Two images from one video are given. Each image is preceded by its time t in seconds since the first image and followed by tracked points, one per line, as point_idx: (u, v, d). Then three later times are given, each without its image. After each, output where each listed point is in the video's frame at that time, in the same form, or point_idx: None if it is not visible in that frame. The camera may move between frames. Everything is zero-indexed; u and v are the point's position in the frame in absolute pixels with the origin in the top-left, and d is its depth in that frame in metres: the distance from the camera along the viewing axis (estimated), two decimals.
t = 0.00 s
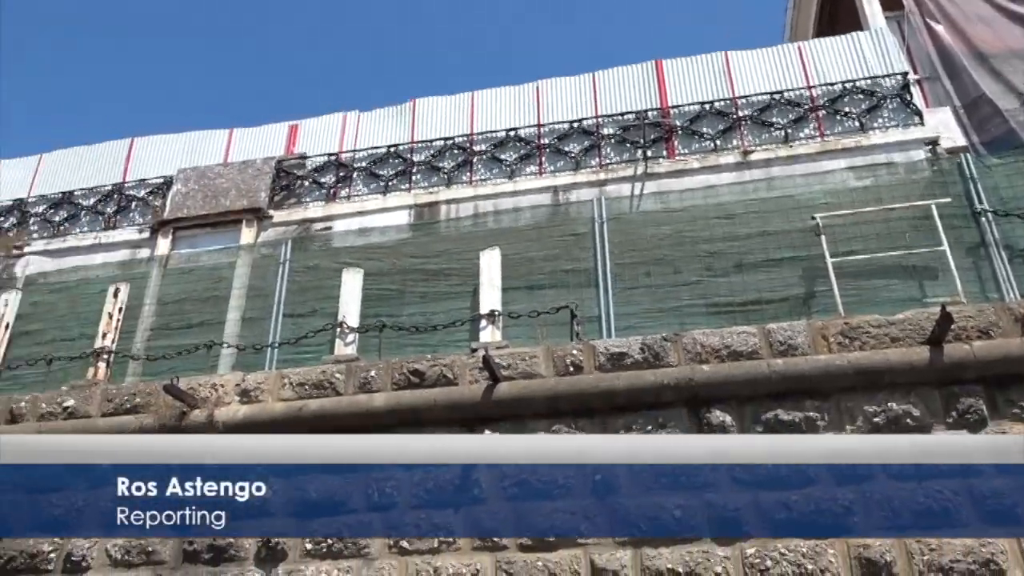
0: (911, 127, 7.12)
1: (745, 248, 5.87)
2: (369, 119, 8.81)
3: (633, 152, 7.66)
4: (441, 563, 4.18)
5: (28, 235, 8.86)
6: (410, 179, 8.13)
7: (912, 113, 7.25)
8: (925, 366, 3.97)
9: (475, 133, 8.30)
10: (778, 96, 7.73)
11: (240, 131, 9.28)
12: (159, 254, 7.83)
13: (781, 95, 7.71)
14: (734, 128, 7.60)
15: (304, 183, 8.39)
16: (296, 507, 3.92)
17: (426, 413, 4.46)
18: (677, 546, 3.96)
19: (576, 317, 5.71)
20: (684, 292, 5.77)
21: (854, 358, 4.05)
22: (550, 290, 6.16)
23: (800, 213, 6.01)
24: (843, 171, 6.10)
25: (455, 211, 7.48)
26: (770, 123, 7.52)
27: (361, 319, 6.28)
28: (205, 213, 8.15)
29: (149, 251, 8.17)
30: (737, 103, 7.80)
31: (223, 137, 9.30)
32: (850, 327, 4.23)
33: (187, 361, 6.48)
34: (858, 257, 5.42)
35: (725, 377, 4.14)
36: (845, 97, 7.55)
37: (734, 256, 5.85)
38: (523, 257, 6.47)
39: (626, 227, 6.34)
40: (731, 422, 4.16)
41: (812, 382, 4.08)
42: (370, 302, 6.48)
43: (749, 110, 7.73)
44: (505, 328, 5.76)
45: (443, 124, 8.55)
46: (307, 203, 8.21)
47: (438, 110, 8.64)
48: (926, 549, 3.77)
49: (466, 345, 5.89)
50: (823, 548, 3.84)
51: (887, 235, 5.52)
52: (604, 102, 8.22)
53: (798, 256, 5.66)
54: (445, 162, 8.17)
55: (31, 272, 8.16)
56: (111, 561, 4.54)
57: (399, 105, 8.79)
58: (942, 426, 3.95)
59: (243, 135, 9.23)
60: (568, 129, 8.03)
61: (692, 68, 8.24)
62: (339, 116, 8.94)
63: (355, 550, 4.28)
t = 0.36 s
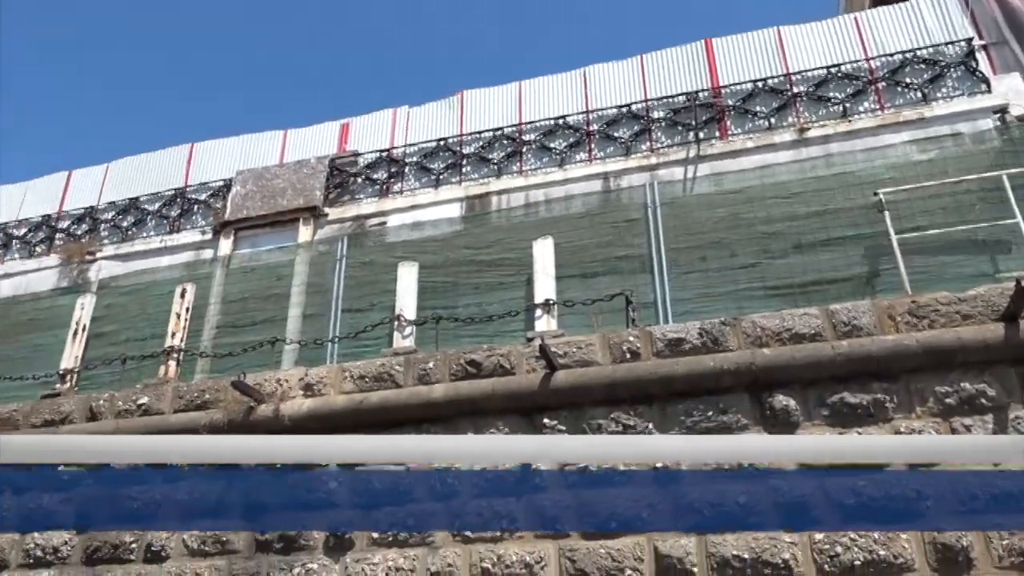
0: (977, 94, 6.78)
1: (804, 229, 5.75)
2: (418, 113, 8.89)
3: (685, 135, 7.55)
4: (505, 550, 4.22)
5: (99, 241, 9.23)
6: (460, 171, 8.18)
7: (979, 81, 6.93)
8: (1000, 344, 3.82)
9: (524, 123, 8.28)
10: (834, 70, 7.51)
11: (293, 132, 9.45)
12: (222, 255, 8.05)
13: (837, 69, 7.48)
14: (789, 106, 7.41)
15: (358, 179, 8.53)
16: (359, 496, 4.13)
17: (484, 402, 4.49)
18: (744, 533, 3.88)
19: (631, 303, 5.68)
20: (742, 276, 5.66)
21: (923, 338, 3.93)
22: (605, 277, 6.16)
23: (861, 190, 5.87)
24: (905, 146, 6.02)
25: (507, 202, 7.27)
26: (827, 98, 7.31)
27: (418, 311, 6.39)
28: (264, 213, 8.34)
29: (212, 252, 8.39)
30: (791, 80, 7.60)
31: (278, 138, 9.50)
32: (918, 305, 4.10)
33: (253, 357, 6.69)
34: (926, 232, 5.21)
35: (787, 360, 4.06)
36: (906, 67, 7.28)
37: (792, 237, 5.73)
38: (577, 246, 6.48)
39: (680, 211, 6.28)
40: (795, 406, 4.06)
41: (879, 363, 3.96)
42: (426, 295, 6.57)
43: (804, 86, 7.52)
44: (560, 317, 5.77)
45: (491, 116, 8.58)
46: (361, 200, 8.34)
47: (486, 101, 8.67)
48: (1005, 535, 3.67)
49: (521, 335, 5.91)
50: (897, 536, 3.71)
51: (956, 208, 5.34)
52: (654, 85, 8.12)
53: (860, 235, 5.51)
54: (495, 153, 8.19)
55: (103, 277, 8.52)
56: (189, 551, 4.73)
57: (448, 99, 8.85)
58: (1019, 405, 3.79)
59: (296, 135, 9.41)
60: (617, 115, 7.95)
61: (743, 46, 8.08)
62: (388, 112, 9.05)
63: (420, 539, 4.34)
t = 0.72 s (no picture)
0: None
1: (866, 203, 5.55)
2: (468, 109, 8.96)
3: (738, 113, 7.35)
4: (570, 541, 4.14)
5: (166, 251, 9.56)
6: (511, 164, 8.17)
7: None
8: None
9: (573, 112, 8.23)
10: (893, 37, 7.21)
11: (345, 135, 9.61)
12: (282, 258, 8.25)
13: (896, 36, 7.18)
14: (846, 77, 7.14)
15: (410, 178, 8.61)
16: (424, 488, 4.55)
17: (544, 394, 4.47)
18: (817, 518, 3.76)
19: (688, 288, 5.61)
20: (803, 255, 5.53)
21: (999, 311, 3.74)
22: (661, 263, 6.08)
23: (927, 160, 5.62)
24: (970, 113, 5.87)
25: (558, 191, 7.35)
26: (886, 66, 7.03)
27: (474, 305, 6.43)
28: (320, 216, 8.50)
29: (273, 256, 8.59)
30: (847, 50, 7.33)
31: (331, 142, 9.68)
32: (992, 278, 3.91)
33: (315, 357, 6.85)
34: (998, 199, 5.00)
35: (853, 340, 3.93)
36: (970, 29, 6.95)
37: (854, 213, 5.55)
38: (632, 232, 6.41)
39: (737, 191, 6.17)
40: (865, 387, 3.94)
41: (951, 339, 3.81)
42: (482, 288, 6.60)
43: (861, 56, 7.26)
44: (617, 305, 5.73)
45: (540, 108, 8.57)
46: (413, 198, 8.42)
47: (534, 93, 8.68)
48: None
49: (578, 325, 5.91)
50: (976, 516, 3.55)
51: None
52: (704, 67, 7.99)
53: (927, 207, 5.25)
54: (545, 144, 8.14)
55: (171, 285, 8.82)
56: (263, 548, 4.87)
57: (496, 93, 8.87)
58: None
59: (348, 137, 9.57)
60: (667, 98, 7.81)
61: (795, 21, 7.87)
62: (438, 110, 9.14)
63: (486, 531, 4.34)
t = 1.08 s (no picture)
0: None
1: (933, 172, 5.35)
2: (515, 99, 8.94)
3: (792, 88, 7.15)
4: (636, 529, 4.11)
5: (229, 256, 9.84)
6: (560, 153, 8.12)
7: None
8: None
9: (621, 97, 8.12)
10: None
11: (396, 133, 9.71)
12: (340, 258, 8.39)
13: None
14: (905, 44, 6.88)
15: (461, 172, 8.64)
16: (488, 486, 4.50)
17: (603, 382, 4.43)
18: (892, 501, 3.65)
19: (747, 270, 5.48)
20: (867, 231, 5.34)
21: None
22: (717, 245, 5.97)
23: (995, 125, 5.39)
24: None
25: (609, 177, 7.38)
26: (948, 30, 6.73)
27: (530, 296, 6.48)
28: (375, 214, 8.62)
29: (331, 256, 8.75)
30: (906, 15, 7.03)
31: (382, 141, 9.79)
32: None
33: (375, 354, 6.94)
34: None
35: (923, 316, 3.79)
36: None
37: (920, 183, 5.34)
38: (686, 215, 6.28)
39: (794, 167, 5.98)
40: (938, 363, 3.80)
41: None
42: (536, 279, 6.60)
43: (921, 20, 6.94)
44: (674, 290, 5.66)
45: (587, 94, 8.49)
46: (465, 192, 8.46)
47: (581, 80, 8.59)
48: None
49: (636, 312, 5.79)
50: None
51: None
52: (754, 42, 7.79)
53: (998, 173, 5.09)
54: (594, 130, 8.07)
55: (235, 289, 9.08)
56: (333, 541, 4.98)
57: (542, 82, 8.82)
58: None
59: (399, 135, 9.67)
60: (717, 76, 7.65)
61: None
62: (485, 103, 9.13)
63: (551, 520, 4.35)
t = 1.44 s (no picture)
0: None
1: (1004, 134, 5.07)
2: (564, 83, 8.85)
3: (851, 56, 6.90)
4: (700, 513, 4.05)
5: (289, 252, 10.06)
6: (612, 135, 8.03)
7: None
8: None
9: (671, 75, 7.97)
10: None
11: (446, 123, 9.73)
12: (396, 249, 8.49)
13: None
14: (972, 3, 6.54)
15: (512, 159, 8.61)
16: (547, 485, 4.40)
17: (663, 365, 4.37)
18: (969, 480, 3.50)
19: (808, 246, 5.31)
20: (935, 200, 5.12)
21: None
22: (776, 221, 5.82)
23: None
24: None
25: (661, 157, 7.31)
26: None
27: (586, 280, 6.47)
28: (428, 204, 8.68)
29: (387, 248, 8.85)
30: None
31: (433, 132, 9.83)
32: None
33: (433, 343, 7.01)
34: None
35: (999, 286, 3.60)
36: None
37: (992, 147, 5.07)
38: (743, 192, 6.15)
39: (855, 137, 5.78)
40: (1016, 335, 3.60)
41: None
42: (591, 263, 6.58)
43: None
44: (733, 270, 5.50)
45: (637, 74, 8.35)
46: (517, 179, 8.45)
47: (630, 60, 8.44)
48: None
49: (693, 293, 5.62)
50: None
51: None
52: (809, 10, 7.52)
53: None
54: (645, 110, 7.94)
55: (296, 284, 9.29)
56: (398, 527, 5.06)
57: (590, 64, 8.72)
58: None
59: (449, 125, 9.70)
60: (771, 48, 7.42)
61: None
62: (533, 89, 9.06)
63: (613, 505, 4.32)
